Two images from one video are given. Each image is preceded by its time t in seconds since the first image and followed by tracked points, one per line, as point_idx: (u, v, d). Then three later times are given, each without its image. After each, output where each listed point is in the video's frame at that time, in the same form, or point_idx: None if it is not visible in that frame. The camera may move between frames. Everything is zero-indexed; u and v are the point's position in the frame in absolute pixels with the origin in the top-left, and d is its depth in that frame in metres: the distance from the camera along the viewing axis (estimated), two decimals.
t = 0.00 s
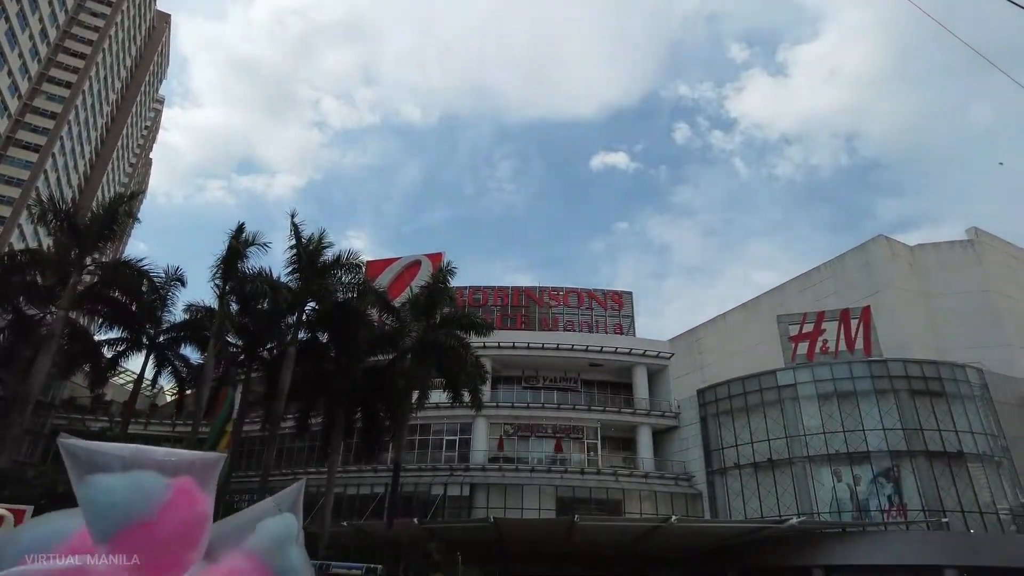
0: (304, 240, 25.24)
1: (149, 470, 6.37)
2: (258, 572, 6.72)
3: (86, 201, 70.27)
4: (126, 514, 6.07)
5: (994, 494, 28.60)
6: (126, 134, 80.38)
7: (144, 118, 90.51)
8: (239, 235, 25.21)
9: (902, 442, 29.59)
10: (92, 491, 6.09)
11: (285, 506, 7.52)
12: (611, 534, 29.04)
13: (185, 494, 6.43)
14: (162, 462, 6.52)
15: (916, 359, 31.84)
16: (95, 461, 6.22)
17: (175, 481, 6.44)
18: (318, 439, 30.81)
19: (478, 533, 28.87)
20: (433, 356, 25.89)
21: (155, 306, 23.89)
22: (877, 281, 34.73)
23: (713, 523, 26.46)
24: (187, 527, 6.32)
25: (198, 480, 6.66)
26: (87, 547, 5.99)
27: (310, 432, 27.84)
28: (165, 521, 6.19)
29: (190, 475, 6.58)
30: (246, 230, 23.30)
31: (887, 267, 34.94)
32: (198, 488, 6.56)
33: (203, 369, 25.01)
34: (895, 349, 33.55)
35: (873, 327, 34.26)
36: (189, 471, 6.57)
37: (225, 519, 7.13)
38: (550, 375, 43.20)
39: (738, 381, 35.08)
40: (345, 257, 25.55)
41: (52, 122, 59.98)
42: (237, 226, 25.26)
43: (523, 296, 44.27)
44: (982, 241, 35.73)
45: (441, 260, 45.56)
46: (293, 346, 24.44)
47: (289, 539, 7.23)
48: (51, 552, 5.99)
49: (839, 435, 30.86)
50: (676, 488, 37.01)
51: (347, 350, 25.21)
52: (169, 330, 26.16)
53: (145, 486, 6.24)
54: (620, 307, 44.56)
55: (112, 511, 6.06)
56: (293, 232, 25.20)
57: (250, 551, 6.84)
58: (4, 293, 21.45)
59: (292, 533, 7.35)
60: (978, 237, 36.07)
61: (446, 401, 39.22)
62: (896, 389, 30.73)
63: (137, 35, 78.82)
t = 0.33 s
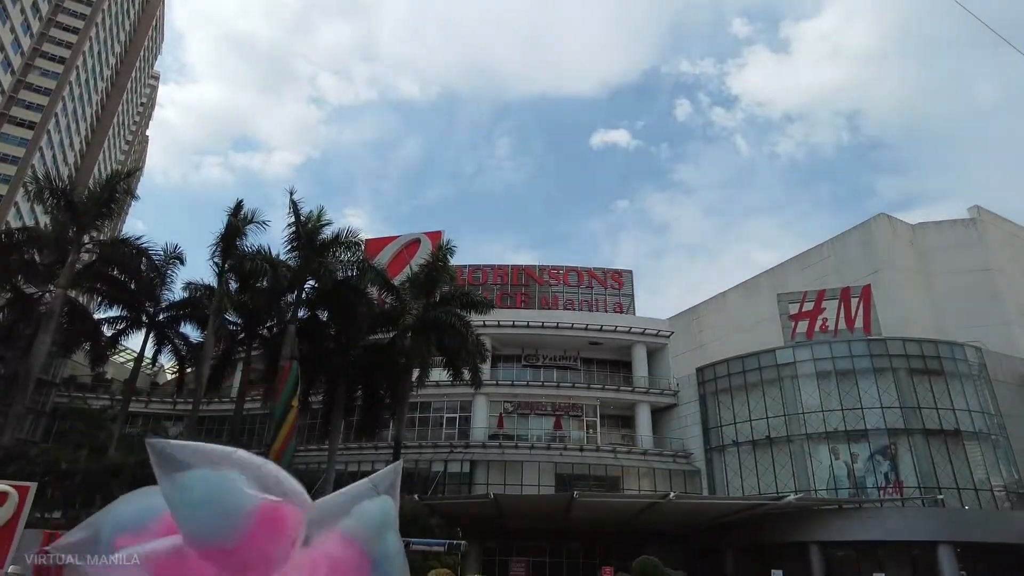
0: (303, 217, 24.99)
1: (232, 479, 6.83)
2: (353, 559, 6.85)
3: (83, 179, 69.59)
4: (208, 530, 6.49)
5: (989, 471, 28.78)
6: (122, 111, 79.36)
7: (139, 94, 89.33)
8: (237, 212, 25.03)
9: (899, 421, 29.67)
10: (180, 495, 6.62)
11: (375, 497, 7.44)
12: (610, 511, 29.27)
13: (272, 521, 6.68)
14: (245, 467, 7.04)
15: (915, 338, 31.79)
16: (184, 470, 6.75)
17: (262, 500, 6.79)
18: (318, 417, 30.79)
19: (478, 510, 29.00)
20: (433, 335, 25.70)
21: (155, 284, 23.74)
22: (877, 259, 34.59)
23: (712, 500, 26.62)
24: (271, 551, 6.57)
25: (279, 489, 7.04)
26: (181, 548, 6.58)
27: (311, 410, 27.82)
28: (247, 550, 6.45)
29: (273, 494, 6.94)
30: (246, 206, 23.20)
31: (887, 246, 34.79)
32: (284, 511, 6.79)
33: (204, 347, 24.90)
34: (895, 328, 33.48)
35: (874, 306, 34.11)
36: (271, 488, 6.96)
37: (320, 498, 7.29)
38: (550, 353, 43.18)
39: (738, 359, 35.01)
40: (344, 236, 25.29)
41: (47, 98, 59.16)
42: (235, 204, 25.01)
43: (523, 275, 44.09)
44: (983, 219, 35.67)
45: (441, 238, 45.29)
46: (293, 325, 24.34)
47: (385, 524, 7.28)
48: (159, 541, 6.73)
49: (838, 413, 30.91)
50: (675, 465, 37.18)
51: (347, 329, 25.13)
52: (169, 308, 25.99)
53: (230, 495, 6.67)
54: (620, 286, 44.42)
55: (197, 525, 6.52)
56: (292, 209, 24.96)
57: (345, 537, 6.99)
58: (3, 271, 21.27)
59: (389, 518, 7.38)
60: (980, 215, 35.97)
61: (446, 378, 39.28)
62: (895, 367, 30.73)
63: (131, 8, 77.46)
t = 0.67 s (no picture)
0: (300, 195, 24.93)
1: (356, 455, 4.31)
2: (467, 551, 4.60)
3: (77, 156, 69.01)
4: (326, 514, 4.13)
5: (981, 448, 29.20)
6: (115, 87, 78.45)
7: (133, 70, 88.28)
8: (235, 189, 25.01)
9: (893, 399, 29.97)
10: (292, 474, 4.18)
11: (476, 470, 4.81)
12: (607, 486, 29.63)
13: (397, 507, 4.28)
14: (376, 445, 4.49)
15: (912, 317, 32.00)
16: (305, 441, 4.27)
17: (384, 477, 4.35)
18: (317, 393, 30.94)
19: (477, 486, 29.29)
20: (432, 313, 25.69)
21: (153, 261, 23.75)
22: (875, 239, 34.66)
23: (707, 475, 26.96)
24: (396, 544, 4.29)
25: (403, 460, 4.56)
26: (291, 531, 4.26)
27: (310, 386, 27.95)
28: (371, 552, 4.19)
29: (392, 470, 4.45)
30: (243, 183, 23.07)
31: (887, 225, 34.79)
32: (411, 494, 4.38)
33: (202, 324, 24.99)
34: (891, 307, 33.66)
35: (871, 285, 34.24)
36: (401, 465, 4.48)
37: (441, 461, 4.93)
38: (548, 331, 43.33)
39: (735, 337, 35.19)
40: (342, 213, 25.23)
41: (39, 73, 58.40)
42: (232, 180, 24.94)
43: (521, 253, 44.10)
44: (982, 198, 35.73)
45: (439, 217, 45.17)
46: (292, 302, 24.42)
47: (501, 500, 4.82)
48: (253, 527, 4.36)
49: (833, 391, 31.18)
50: (671, 442, 37.62)
51: (347, 307, 25.25)
52: (167, 285, 25.98)
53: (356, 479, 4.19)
54: (618, 264, 44.45)
55: (313, 509, 4.12)
56: (289, 186, 24.89)
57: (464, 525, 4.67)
58: None
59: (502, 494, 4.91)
60: (980, 194, 36.00)
61: (445, 356, 39.47)
62: (890, 346, 30.96)
63: None
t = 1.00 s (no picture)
0: (296, 166, 24.78)
1: (455, 417, 3.06)
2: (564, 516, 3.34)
3: (68, 125, 68.26)
4: (428, 490, 2.90)
5: (970, 420, 29.73)
6: (104, 55, 77.25)
7: (122, 38, 86.87)
8: (231, 160, 24.88)
9: (886, 371, 30.38)
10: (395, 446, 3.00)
11: (580, 430, 3.44)
12: (601, 456, 30.06)
13: (505, 470, 3.02)
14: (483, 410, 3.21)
15: (906, 291, 32.27)
16: (398, 400, 3.05)
17: (492, 436, 3.10)
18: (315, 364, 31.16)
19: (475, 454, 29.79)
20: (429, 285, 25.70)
21: (148, 233, 23.68)
22: (871, 212, 34.78)
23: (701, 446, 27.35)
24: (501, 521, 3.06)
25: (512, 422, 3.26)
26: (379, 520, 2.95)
27: (307, 357, 28.13)
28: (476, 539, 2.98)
29: (500, 428, 3.16)
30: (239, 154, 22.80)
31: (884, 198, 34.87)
32: (521, 457, 3.11)
33: (199, 295, 25.05)
34: (886, 281, 33.92)
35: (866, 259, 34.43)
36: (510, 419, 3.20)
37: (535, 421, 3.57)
38: (544, 304, 43.52)
39: (729, 310, 35.43)
40: (338, 184, 25.10)
41: (27, 40, 57.35)
42: (227, 151, 24.87)
43: (517, 226, 44.12)
44: (980, 172, 35.90)
45: (435, 188, 45.04)
46: (288, 273, 24.50)
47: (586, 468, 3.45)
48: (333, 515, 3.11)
49: (826, 363, 31.57)
50: (664, 412, 38.35)
51: (345, 280, 25.62)
52: (162, 257, 25.95)
53: (460, 445, 2.94)
54: (615, 237, 44.49)
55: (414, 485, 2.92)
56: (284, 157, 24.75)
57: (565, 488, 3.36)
58: None
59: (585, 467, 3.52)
60: (977, 168, 36.08)
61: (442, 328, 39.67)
62: (884, 319, 31.24)
63: None
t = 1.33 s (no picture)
0: (291, 140, 24.58)
1: (538, 375, 2.76)
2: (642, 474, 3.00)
3: (59, 100, 67.41)
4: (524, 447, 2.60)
5: (963, 397, 30.01)
6: (95, 27, 75.98)
7: (112, 10, 85.37)
8: (226, 135, 24.63)
9: (881, 348, 30.59)
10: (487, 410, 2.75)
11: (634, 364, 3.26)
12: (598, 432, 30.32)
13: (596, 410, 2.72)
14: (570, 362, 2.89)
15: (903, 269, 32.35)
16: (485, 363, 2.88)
17: (574, 379, 2.77)
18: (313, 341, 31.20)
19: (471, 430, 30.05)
20: (427, 263, 25.64)
21: (144, 209, 23.53)
22: (869, 190, 34.72)
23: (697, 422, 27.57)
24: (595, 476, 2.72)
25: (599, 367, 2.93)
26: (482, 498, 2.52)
27: (305, 334, 28.15)
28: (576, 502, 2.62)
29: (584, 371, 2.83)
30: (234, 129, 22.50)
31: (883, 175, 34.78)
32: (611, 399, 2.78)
33: (196, 272, 24.99)
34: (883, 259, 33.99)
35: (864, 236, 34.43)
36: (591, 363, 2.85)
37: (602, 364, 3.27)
38: (542, 282, 43.51)
39: (726, 287, 35.44)
40: (334, 160, 24.90)
41: (15, 13, 56.27)
42: (223, 126, 24.57)
43: (515, 203, 43.96)
44: (980, 149, 35.80)
45: (431, 165, 44.76)
46: (286, 250, 24.38)
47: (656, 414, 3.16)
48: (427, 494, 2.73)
49: (822, 340, 31.75)
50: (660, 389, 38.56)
51: (341, 256, 25.35)
52: (158, 234, 25.83)
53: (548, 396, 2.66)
54: (613, 215, 44.37)
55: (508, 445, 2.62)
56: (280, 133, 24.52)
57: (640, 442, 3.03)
58: None
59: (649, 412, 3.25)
60: (977, 145, 35.97)
61: (439, 306, 39.71)
62: (880, 297, 31.37)
63: None
